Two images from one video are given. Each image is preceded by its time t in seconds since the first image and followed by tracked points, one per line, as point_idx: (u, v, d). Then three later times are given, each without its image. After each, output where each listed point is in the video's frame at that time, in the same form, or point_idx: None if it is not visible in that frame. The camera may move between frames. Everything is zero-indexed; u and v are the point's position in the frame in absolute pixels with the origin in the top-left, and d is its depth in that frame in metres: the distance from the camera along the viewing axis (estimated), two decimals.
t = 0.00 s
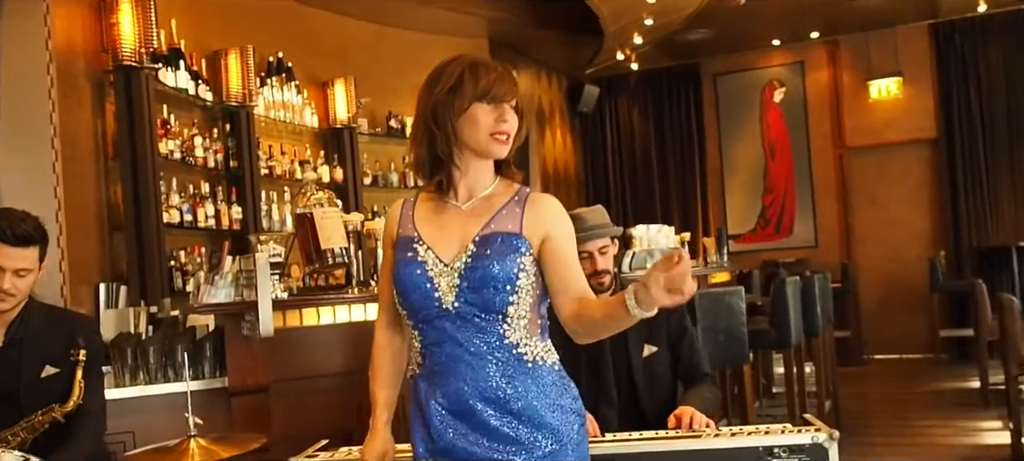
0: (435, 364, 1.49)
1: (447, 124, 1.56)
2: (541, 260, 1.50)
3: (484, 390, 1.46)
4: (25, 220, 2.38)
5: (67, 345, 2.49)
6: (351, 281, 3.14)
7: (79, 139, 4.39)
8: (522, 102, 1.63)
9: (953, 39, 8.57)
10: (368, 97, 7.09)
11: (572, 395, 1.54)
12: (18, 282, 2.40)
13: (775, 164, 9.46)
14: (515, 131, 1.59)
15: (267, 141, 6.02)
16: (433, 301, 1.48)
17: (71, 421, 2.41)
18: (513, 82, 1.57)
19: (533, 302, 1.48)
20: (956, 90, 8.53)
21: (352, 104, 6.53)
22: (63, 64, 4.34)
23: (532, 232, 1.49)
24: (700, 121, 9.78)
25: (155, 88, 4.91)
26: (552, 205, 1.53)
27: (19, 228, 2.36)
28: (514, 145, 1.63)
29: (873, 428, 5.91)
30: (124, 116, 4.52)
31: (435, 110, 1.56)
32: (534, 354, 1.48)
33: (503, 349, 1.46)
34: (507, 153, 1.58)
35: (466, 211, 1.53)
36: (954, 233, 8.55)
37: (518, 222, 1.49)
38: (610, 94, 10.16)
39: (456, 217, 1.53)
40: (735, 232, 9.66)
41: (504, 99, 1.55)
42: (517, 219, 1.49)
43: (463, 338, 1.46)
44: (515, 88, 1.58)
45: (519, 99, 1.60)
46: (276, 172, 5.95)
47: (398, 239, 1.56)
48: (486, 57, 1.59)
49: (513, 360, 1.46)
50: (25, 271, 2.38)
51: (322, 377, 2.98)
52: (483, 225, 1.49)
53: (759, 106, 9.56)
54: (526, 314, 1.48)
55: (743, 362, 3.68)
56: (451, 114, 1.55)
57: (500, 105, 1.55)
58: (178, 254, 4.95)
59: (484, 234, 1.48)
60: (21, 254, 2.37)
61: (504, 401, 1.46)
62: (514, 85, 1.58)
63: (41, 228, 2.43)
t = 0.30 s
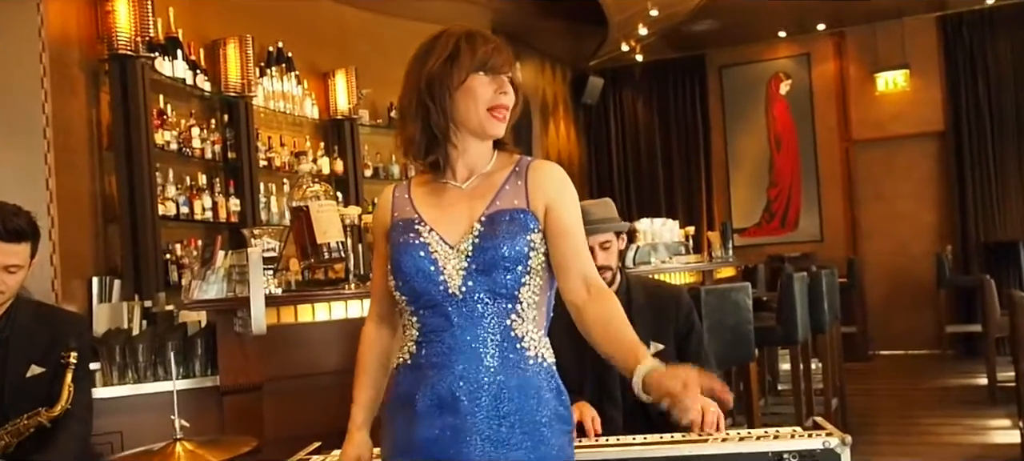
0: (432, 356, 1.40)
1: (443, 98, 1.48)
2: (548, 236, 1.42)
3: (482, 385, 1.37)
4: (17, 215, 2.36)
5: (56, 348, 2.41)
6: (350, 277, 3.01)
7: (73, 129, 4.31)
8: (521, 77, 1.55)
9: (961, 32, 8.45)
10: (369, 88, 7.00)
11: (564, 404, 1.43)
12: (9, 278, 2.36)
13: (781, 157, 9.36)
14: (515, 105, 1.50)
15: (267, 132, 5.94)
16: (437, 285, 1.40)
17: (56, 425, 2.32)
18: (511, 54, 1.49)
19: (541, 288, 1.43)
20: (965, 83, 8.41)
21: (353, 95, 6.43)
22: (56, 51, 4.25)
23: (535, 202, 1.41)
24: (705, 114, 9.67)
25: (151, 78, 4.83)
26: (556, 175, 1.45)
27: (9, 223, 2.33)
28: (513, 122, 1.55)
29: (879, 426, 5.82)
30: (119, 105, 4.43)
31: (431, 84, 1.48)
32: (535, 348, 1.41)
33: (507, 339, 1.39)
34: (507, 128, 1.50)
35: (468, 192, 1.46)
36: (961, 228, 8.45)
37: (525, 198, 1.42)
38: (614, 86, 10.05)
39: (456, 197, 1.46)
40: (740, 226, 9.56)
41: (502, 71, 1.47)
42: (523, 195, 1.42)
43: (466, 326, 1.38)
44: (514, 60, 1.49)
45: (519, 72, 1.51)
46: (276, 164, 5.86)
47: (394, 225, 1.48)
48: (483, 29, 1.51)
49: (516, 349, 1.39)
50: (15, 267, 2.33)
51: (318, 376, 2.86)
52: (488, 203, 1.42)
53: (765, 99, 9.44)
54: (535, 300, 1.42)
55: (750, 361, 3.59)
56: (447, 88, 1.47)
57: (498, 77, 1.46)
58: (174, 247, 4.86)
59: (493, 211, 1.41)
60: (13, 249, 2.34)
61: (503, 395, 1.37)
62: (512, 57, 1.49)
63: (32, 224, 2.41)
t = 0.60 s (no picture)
0: (424, 362, 1.33)
1: (437, 106, 1.40)
2: (555, 235, 1.36)
3: (474, 394, 1.29)
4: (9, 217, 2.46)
5: (40, 352, 2.44)
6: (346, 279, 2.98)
7: (68, 127, 4.22)
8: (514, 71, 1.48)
9: (970, 31, 8.34)
10: (371, 86, 6.91)
11: (557, 415, 1.36)
12: None
13: (786, 156, 9.27)
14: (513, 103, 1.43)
15: (267, 130, 5.86)
16: (437, 288, 1.32)
17: (37, 434, 2.34)
18: (503, 49, 1.42)
19: (548, 291, 1.35)
20: (973, 82, 8.31)
21: (355, 92, 6.34)
22: (51, 47, 4.16)
23: (540, 200, 1.36)
24: (710, 112, 9.58)
25: (150, 75, 4.74)
26: (564, 175, 1.39)
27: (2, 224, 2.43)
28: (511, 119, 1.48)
29: (888, 430, 5.73)
30: (115, 103, 4.35)
31: (423, 91, 1.41)
32: (535, 355, 1.33)
33: (507, 345, 1.31)
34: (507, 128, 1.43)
35: (469, 196, 1.40)
36: (970, 228, 8.35)
37: (529, 195, 1.36)
38: (618, 84, 9.95)
39: (458, 202, 1.40)
40: (746, 226, 9.47)
41: (496, 68, 1.40)
42: (527, 192, 1.36)
43: (464, 331, 1.31)
44: (506, 55, 1.42)
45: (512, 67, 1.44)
46: (276, 162, 5.77)
47: (393, 232, 1.42)
48: (469, 27, 1.44)
49: (516, 354, 1.31)
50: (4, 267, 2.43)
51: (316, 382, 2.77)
52: (491, 202, 1.36)
53: (770, 97, 9.34)
54: (542, 303, 1.34)
55: (758, 366, 3.50)
56: (440, 95, 1.40)
57: (492, 76, 1.40)
58: (171, 247, 4.78)
59: (496, 209, 1.35)
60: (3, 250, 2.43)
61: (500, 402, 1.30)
62: (504, 51, 1.42)
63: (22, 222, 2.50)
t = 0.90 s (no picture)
0: (432, 389, 1.24)
1: (429, 115, 1.34)
2: (570, 255, 1.30)
3: (490, 423, 1.21)
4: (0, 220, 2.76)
5: (28, 362, 2.44)
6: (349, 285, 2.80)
7: (70, 130, 4.14)
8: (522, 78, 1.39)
9: (992, 31, 8.20)
10: (379, 88, 6.83)
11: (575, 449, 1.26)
12: None
13: (801, 160, 9.13)
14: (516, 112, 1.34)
15: (272, 133, 5.78)
16: (450, 313, 1.23)
17: (24, 448, 2.29)
18: (503, 55, 1.33)
19: (567, 314, 1.28)
20: (993, 84, 8.16)
21: (362, 95, 6.28)
22: (53, 48, 4.08)
23: (556, 220, 1.29)
24: (723, 115, 9.45)
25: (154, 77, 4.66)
26: (574, 189, 1.32)
27: None
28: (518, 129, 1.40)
29: (906, 441, 5.60)
30: (120, 105, 4.28)
31: (415, 100, 1.34)
32: (553, 380, 1.24)
33: (524, 370, 1.23)
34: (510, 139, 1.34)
35: (475, 214, 1.31)
36: (991, 234, 8.19)
37: (542, 212, 1.29)
38: (629, 86, 9.84)
39: (463, 220, 1.31)
40: (759, 230, 9.33)
41: (495, 74, 1.32)
42: (540, 209, 1.29)
43: (481, 358, 1.22)
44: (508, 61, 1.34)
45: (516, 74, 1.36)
46: (282, 166, 5.70)
47: (392, 255, 1.31)
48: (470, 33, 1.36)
49: (536, 384, 1.23)
50: None
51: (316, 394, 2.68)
52: (501, 220, 1.28)
53: (785, 100, 9.21)
54: (560, 326, 1.26)
55: (775, 377, 3.39)
56: (432, 103, 1.33)
57: (489, 81, 1.31)
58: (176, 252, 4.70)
59: (508, 228, 1.27)
60: None
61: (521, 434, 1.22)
62: (505, 57, 1.34)
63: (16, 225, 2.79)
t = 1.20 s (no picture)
0: (430, 415, 1.26)
1: (412, 107, 1.40)
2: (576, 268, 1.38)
3: (494, 439, 1.26)
4: None
5: (14, 380, 2.40)
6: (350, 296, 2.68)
7: (74, 133, 4.09)
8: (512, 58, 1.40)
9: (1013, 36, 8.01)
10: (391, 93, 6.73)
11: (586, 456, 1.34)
12: None
13: (820, 167, 8.97)
14: (497, 90, 1.35)
15: (283, 138, 5.69)
16: (453, 317, 1.25)
17: None
18: (475, 36, 1.36)
19: (571, 329, 1.34)
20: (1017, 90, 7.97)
21: (375, 100, 6.21)
22: (55, 51, 4.03)
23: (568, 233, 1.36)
24: (741, 121, 9.31)
25: (161, 81, 4.60)
26: (584, 202, 1.40)
27: None
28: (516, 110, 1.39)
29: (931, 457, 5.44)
30: (123, 110, 4.19)
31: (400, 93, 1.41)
32: (558, 400, 1.31)
33: (529, 390, 1.28)
34: (494, 120, 1.35)
35: (477, 208, 1.34)
36: (1017, 243, 7.98)
37: (549, 218, 1.34)
38: (645, 92, 9.70)
39: (462, 211, 1.33)
40: (778, 238, 9.18)
41: (466, 55, 1.35)
42: (547, 214, 1.35)
43: (480, 366, 1.26)
44: (483, 41, 1.36)
45: (495, 53, 1.37)
46: (293, 172, 5.61)
47: (385, 239, 1.30)
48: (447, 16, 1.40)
49: (542, 399, 1.29)
50: None
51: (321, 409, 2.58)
52: (508, 219, 1.33)
53: (803, 107, 9.05)
54: (562, 340, 1.33)
55: (798, 393, 3.29)
56: (414, 95, 1.39)
57: (457, 63, 1.34)
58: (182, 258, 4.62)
59: (514, 230, 1.31)
60: None
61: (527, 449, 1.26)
62: (478, 37, 1.36)
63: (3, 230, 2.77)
